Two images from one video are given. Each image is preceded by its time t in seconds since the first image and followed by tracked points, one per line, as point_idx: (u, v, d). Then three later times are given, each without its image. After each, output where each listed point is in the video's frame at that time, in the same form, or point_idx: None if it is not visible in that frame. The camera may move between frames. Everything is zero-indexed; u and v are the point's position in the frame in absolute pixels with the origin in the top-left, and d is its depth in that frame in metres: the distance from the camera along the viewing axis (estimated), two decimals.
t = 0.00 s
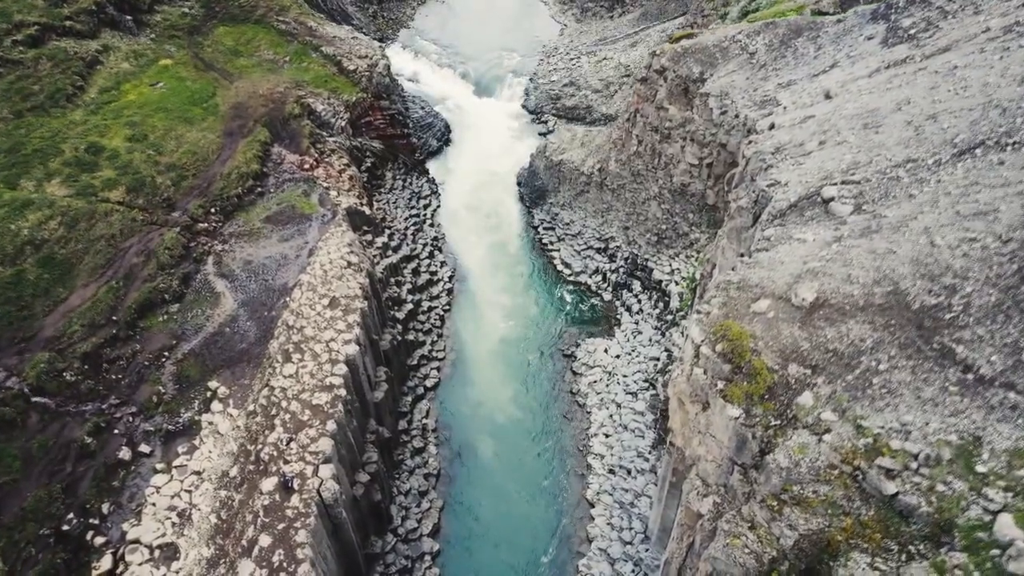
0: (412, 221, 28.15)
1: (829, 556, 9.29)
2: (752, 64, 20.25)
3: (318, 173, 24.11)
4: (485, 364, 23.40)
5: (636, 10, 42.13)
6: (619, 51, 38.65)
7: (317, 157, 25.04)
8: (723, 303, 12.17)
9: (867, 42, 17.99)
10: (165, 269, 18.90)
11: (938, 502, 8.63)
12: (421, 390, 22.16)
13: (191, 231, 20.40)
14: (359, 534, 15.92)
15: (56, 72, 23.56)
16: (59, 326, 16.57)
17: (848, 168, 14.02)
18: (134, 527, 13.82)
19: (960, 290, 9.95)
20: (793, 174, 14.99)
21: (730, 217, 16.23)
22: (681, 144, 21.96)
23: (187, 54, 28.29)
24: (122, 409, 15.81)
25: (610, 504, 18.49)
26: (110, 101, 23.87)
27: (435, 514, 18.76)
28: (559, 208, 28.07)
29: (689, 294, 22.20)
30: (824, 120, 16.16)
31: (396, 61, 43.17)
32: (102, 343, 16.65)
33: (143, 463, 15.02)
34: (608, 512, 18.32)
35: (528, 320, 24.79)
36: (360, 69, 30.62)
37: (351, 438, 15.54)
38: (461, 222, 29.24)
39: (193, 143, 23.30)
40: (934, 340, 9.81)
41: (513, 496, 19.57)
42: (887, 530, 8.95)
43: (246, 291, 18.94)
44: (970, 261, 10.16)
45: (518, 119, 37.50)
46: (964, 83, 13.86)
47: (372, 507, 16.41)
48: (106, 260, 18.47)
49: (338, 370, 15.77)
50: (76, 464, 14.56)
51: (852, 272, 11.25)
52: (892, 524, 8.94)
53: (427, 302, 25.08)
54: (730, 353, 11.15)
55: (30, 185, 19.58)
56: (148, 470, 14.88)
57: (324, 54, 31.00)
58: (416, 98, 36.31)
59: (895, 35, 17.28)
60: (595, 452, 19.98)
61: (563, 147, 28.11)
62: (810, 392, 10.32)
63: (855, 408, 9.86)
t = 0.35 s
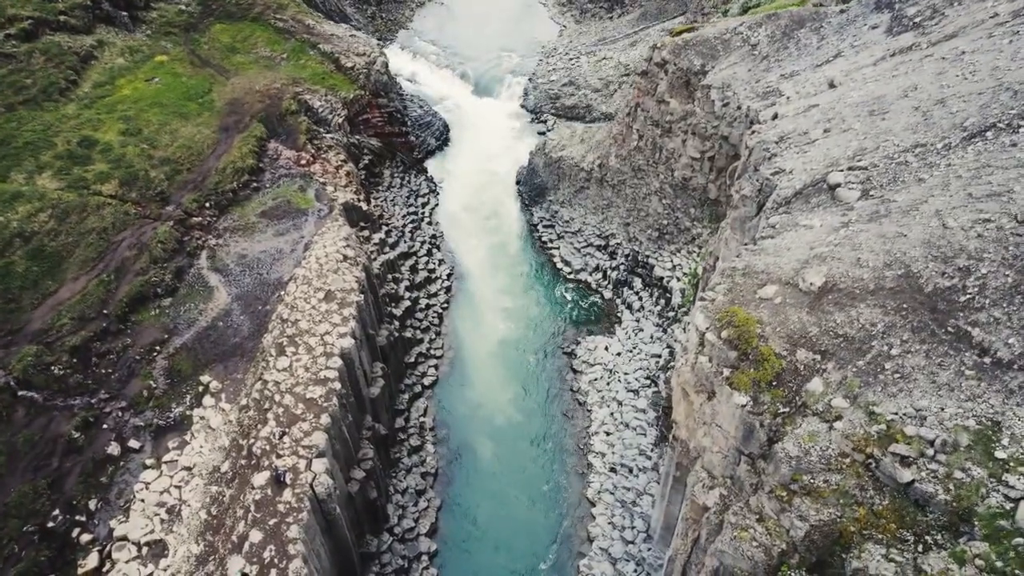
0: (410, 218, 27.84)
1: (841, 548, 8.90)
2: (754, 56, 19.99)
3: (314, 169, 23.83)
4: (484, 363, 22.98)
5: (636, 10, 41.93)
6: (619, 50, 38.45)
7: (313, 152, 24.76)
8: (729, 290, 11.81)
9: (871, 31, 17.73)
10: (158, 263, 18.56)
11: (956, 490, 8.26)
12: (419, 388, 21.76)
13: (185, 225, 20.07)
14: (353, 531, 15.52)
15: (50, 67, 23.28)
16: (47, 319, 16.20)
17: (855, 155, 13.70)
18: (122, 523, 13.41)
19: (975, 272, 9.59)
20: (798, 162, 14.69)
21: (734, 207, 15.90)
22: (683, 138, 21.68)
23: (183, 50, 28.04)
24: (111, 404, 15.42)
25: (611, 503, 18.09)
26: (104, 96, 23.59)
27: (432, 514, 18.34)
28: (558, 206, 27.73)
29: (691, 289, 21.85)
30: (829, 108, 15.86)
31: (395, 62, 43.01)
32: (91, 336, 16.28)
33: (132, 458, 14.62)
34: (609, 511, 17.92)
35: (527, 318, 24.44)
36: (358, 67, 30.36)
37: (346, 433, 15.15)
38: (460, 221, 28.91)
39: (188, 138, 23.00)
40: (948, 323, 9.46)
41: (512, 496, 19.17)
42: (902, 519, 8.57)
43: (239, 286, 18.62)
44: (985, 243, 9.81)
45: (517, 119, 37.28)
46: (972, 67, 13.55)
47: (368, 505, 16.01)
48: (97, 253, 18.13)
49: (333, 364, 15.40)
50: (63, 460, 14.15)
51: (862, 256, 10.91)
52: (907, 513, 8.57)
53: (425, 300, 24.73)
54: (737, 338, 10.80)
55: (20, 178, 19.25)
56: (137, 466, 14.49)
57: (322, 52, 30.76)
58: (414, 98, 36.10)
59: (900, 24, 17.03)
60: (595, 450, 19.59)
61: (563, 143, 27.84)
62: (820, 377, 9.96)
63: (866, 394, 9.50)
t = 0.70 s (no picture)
0: (408, 218, 27.50)
1: (857, 545, 8.48)
2: (757, 50, 19.70)
3: (311, 167, 23.53)
4: (484, 365, 22.56)
5: (636, 11, 41.72)
6: (619, 51, 38.24)
7: (311, 150, 24.47)
8: (736, 280, 11.45)
9: (876, 23, 17.45)
10: (150, 259, 18.21)
11: (978, 482, 7.79)
12: (416, 388, 21.35)
13: (179, 222, 19.73)
14: (348, 533, 15.08)
15: (43, 63, 22.97)
16: (35, 314, 15.80)
17: (862, 144, 13.35)
18: (109, 524, 12.98)
19: (992, 257, 9.13)
20: (804, 152, 14.37)
21: (739, 199, 15.56)
22: (685, 134, 21.37)
23: (179, 48, 27.76)
24: (100, 402, 15.01)
25: (613, 505, 17.65)
26: (99, 92, 23.28)
27: (430, 516, 17.89)
28: (559, 205, 27.39)
29: (693, 287, 21.47)
30: (834, 99, 15.52)
31: (393, 63, 42.85)
32: (81, 333, 15.87)
33: (121, 458, 14.21)
34: (611, 513, 17.48)
35: (526, 318, 24.10)
36: (356, 66, 30.12)
37: (341, 432, 14.77)
38: (459, 222, 28.58)
39: (183, 135, 22.67)
40: (966, 311, 9.01)
41: (511, 498, 18.75)
42: (920, 514, 8.14)
43: (233, 283, 18.28)
44: (1003, 228, 9.40)
45: (516, 120, 37.04)
46: (983, 54, 13.20)
47: (364, 506, 15.60)
48: (88, 249, 17.77)
49: (328, 360, 15.02)
50: (49, 459, 13.73)
51: (874, 243, 10.54)
52: (925, 507, 8.14)
53: (423, 299, 24.36)
54: (743, 328, 10.51)
55: (10, 173, 18.88)
56: (125, 465, 14.07)
57: (319, 51, 30.49)
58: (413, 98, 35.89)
59: (906, 15, 16.75)
60: (597, 451, 19.17)
61: (563, 142, 27.57)
62: (832, 367, 9.59)
63: (881, 384, 9.12)
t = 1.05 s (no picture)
0: (406, 217, 27.13)
1: (875, 543, 8.00)
2: (760, 43, 19.40)
3: (307, 164, 23.19)
4: (483, 366, 22.07)
5: (636, 12, 41.40)
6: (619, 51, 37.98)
7: (307, 147, 24.14)
8: (743, 269, 11.06)
9: (882, 14, 17.14)
10: (141, 256, 17.82)
11: (1005, 476, 7.28)
12: (414, 389, 20.91)
13: (172, 218, 19.36)
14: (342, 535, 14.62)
15: (35, 58, 22.63)
16: (21, 310, 15.38)
17: (872, 132, 12.97)
18: (93, 525, 12.50)
19: (1014, 240, 8.64)
20: (811, 142, 14.01)
21: (744, 191, 15.18)
22: (687, 129, 21.05)
23: (174, 46, 27.46)
24: (87, 400, 14.56)
25: (616, 507, 17.19)
26: (92, 89, 22.94)
27: (427, 519, 17.42)
28: (559, 204, 27.02)
29: (697, 285, 21.05)
30: (841, 89, 15.17)
31: (391, 64, 42.62)
32: (68, 329, 15.45)
33: (108, 457, 13.74)
34: (613, 515, 17.02)
35: (526, 318, 23.68)
36: (354, 65, 29.85)
37: (335, 430, 14.33)
38: (458, 223, 28.18)
39: (177, 131, 22.30)
40: (986, 297, 8.54)
41: (512, 500, 18.27)
42: (942, 510, 7.64)
43: (226, 279, 17.89)
44: None
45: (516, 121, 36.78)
46: (995, 40, 12.83)
47: (359, 508, 15.14)
48: (77, 245, 17.36)
49: (322, 356, 14.60)
50: (32, 458, 13.27)
51: (887, 229, 10.13)
52: (948, 503, 7.64)
53: (421, 299, 23.95)
54: (751, 316, 10.08)
55: None
56: (112, 464, 13.61)
57: (317, 50, 30.20)
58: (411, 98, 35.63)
59: (913, 5, 16.44)
60: (599, 452, 18.71)
61: (563, 140, 27.24)
62: (845, 357, 9.18)
63: (898, 374, 8.67)
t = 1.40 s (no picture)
0: (404, 217, 26.73)
1: (897, 543, 7.58)
2: (764, 36, 19.04)
3: (303, 162, 22.82)
4: (482, 367, 21.59)
5: (636, 13, 41.03)
6: (619, 52, 37.69)
7: (303, 145, 23.79)
8: (752, 259, 10.66)
9: (889, 5, 16.79)
10: (131, 253, 17.38)
11: None
12: (411, 390, 20.43)
13: (164, 215, 18.96)
14: (335, 539, 14.13)
15: (26, 54, 22.24)
16: (5, 307, 14.91)
17: (882, 121, 12.54)
18: (75, 529, 11.96)
19: None
20: (819, 132, 13.61)
21: (750, 184, 14.76)
22: (689, 125, 20.71)
23: (169, 44, 27.10)
24: (72, 399, 14.08)
25: (618, 511, 16.69)
26: (83, 85, 22.53)
27: (424, 523, 16.91)
28: (559, 203, 26.63)
29: (700, 284, 20.61)
30: (849, 79, 14.77)
31: (389, 66, 42.34)
32: (53, 327, 14.97)
33: (92, 458, 13.23)
34: (616, 519, 16.52)
35: (526, 319, 23.22)
36: (351, 63, 29.52)
37: (329, 430, 13.87)
38: (457, 224, 27.74)
39: (170, 128, 21.88)
40: (1011, 283, 8.08)
41: (512, 505, 17.75)
42: (969, 507, 7.19)
43: (218, 276, 17.47)
44: None
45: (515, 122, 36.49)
46: (1009, 25, 12.43)
47: (353, 510, 14.67)
48: (65, 241, 16.92)
49: (315, 354, 14.18)
50: (13, 458, 12.77)
51: (903, 215, 9.70)
52: (976, 500, 7.18)
53: (419, 299, 23.50)
54: (760, 305, 9.69)
55: None
56: (97, 465, 13.10)
57: (314, 49, 29.86)
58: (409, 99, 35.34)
59: None
60: (600, 455, 18.24)
61: (563, 138, 26.87)
62: (862, 347, 8.73)
63: (919, 364, 8.21)
